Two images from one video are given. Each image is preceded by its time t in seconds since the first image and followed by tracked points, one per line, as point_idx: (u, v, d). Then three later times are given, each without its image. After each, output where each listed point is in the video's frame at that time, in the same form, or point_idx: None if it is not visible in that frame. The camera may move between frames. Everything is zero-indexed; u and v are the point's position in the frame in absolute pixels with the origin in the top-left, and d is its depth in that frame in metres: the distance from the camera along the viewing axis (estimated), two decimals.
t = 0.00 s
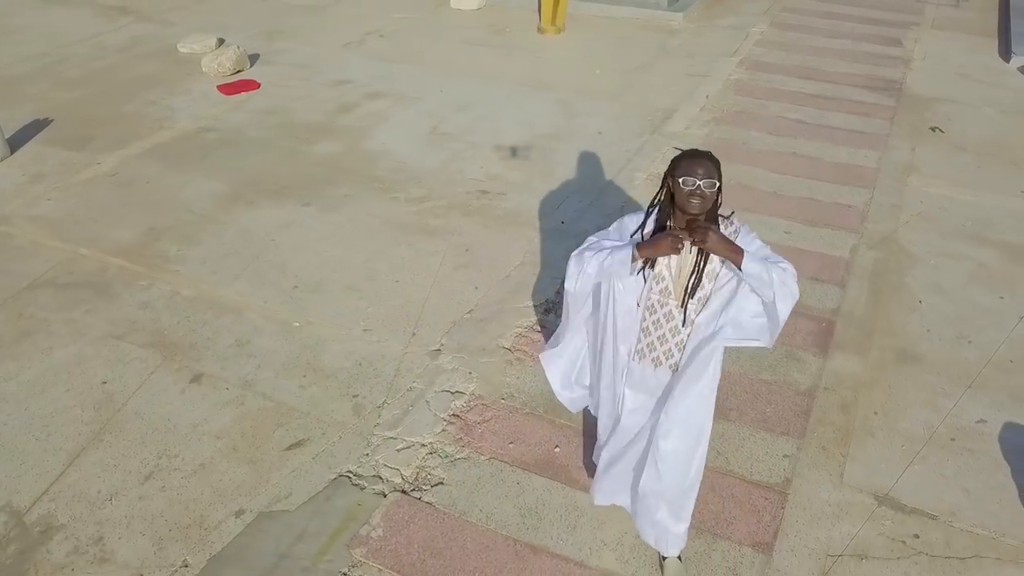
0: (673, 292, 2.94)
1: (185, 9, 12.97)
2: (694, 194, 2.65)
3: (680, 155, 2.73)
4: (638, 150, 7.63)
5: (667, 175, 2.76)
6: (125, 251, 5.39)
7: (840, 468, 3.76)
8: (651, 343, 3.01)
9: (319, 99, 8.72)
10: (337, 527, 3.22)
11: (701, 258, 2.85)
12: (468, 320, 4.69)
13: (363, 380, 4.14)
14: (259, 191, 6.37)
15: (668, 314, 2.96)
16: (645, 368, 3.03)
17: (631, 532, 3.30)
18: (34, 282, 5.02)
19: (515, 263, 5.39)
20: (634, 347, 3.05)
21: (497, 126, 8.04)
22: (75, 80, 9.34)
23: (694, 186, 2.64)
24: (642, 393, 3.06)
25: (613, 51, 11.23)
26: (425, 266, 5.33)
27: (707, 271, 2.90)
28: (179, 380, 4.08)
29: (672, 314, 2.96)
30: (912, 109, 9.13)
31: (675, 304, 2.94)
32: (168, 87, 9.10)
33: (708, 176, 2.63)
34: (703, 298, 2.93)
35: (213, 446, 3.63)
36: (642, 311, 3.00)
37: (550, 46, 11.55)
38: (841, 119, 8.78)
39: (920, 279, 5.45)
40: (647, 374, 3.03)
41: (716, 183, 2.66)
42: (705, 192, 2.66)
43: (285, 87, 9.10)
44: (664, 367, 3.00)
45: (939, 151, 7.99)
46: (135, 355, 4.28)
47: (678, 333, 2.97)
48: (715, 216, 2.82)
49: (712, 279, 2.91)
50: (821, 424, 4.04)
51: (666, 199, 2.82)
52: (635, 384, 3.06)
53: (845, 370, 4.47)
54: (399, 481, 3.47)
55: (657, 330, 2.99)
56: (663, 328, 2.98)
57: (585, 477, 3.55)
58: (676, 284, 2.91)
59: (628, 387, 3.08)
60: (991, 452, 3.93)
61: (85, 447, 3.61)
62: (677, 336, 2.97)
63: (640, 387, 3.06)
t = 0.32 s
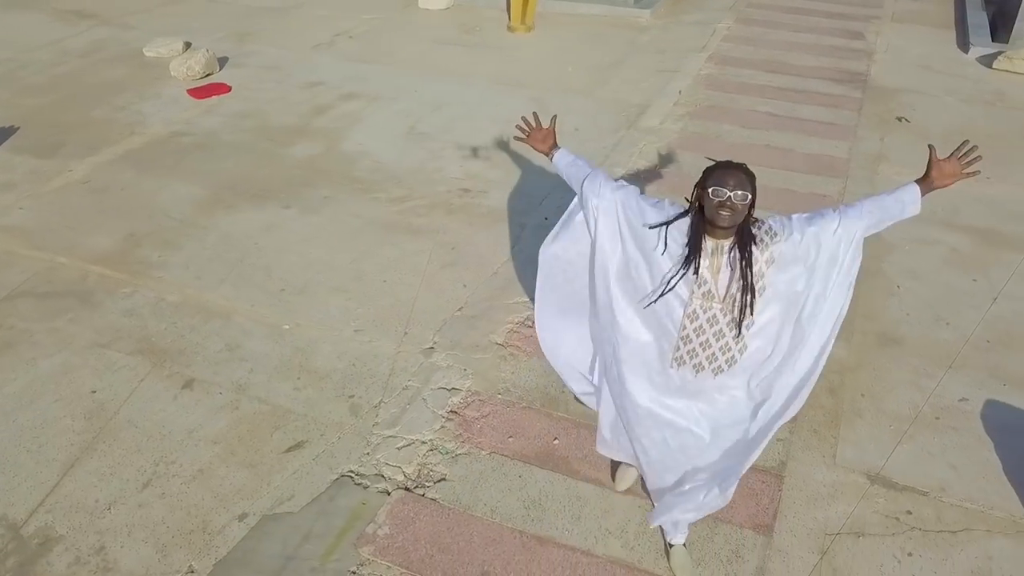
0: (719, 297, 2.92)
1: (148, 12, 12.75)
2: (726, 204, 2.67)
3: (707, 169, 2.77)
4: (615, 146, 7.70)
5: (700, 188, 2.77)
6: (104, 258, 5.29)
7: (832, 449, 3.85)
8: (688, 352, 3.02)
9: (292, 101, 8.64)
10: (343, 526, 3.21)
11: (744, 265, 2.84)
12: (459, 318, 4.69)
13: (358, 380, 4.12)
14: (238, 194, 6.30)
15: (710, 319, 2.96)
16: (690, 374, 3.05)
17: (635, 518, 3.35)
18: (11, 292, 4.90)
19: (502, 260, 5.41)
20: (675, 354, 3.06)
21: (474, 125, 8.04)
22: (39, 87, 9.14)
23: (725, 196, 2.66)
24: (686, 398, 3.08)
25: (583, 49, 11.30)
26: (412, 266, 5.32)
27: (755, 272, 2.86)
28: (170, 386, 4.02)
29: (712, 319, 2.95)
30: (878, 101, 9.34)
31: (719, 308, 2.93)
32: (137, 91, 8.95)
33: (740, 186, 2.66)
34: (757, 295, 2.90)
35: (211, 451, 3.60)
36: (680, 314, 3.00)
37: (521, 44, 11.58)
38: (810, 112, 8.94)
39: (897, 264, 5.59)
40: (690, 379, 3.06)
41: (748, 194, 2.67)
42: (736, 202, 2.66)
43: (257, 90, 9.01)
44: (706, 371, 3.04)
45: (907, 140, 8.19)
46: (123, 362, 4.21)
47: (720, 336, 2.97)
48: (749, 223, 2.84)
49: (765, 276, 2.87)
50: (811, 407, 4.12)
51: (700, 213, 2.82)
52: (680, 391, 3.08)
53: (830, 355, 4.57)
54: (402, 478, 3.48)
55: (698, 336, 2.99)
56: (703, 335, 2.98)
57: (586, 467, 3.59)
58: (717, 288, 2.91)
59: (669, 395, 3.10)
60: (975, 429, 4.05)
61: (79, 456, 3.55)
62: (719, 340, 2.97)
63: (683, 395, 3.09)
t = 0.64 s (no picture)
0: (727, 296, 2.71)
1: (103, 17, 12.47)
2: (736, 195, 2.52)
3: (717, 164, 2.64)
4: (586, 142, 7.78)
5: (709, 183, 2.62)
6: (77, 266, 5.19)
7: (816, 428, 3.96)
8: (694, 357, 2.82)
9: (259, 104, 8.54)
10: (344, 524, 3.22)
11: (750, 262, 2.64)
12: (444, 314, 4.71)
13: (347, 379, 4.12)
14: (211, 198, 6.22)
15: (717, 318, 2.74)
16: (694, 381, 2.84)
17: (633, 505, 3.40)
18: None
19: (482, 256, 5.43)
20: (680, 359, 2.86)
21: (445, 123, 8.05)
22: None
23: (735, 186, 2.52)
24: (691, 407, 2.87)
25: (548, 46, 11.37)
26: (393, 263, 5.32)
27: (761, 272, 2.66)
28: (156, 392, 3.97)
29: (719, 320, 2.74)
30: (837, 91, 9.58)
31: (726, 306, 2.72)
32: (97, 98, 8.76)
33: (751, 178, 2.52)
34: (765, 296, 2.70)
35: (203, 455, 3.57)
36: (686, 316, 2.81)
37: (486, 43, 11.61)
38: (773, 103, 9.13)
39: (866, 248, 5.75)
40: (696, 387, 2.84)
41: (760, 187, 2.54)
42: (748, 193, 2.52)
43: (222, 93, 8.89)
44: (713, 377, 2.80)
45: (867, 129, 8.42)
46: (105, 370, 4.13)
47: (728, 340, 2.76)
48: (759, 218, 2.65)
49: (770, 276, 2.67)
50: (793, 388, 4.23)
51: (707, 208, 2.65)
52: (684, 399, 2.88)
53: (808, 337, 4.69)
54: (399, 473, 3.49)
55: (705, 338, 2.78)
56: (709, 339, 2.77)
57: (581, 456, 3.64)
58: (725, 287, 2.70)
59: (675, 403, 2.91)
60: (949, 402, 4.20)
61: (67, 467, 3.49)
62: (726, 343, 2.76)
63: (691, 406, 2.87)
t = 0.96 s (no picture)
0: (716, 284, 2.82)
1: (50, 22, 12.13)
2: (722, 182, 2.62)
3: (702, 155, 2.74)
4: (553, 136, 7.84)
5: (694, 173, 2.73)
6: (45, 276, 5.06)
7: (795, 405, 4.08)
8: (686, 344, 2.91)
9: (221, 106, 8.41)
10: (340, 519, 3.22)
11: (737, 250, 2.76)
12: (425, 310, 4.73)
13: (332, 377, 4.11)
14: (178, 202, 6.12)
15: (707, 304, 2.84)
16: (688, 367, 2.93)
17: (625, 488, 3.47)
18: None
19: (459, 251, 5.46)
20: (673, 347, 2.94)
21: (411, 122, 8.04)
22: None
23: (721, 174, 2.62)
24: (686, 393, 2.96)
25: (508, 43, 11.42)
26: (370, 261, 5.31)
27: (748, 258, 2.78)
28: (138, 398, 3.91)
29: (709, 306, 2.84)
30: (793, 81, 9.82)
31: (716, 294, 2.83)
32: (52, 105, 8.54)
33: (735, 165, 2.63)
34: (752, 282, 2.81)
35: (192, 459, 3.54)
36: (677, 305, 2.90)
37: (447, 41, 11.60)
38: (733, 94, 9.32)
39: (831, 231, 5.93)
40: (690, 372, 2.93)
41: (744, 173, 2.64)
42: (732, 180, 2.62)
43: (182, 97, 8.73)
44: (705, 362, 2.90)
45: (824, 118, 8.65)
46: (83, 378, 4.06)
47: (718, 325, 2.86)
48: (745, 206, 2.76)
49: (757, 262, 2.79)
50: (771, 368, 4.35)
51: (693, 197, 2.76)
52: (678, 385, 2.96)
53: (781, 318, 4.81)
54: (392, 467, 3.50)
55: (698, 326, 2.88)
56: (700, 325, 2.87)
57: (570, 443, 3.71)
58: (714, 276, 2.81)
59: (670, 390, 2.99)
60: (918, 376, 4.37)
61: (52, 477, 3.43)
62: (717, 329, 2.86)
63: (684, 392, 2.97)
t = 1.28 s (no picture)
0: (702, 270, 2.89)
1: None
2: (703, 170, 2.68)
3: (681, 145, 2.81)
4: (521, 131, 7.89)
5: (675, 163, 2.80)
6: (14, 287, 4.94)
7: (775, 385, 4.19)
8: (675, 330, 2.97)
9: (183, 111, 8.26)
10: (340, 517, 3.24)
11: (721, 236, 2.84)
12: (407, 308, 4.74)
13: (320, 377, 4.11)
14: (147, 208, 6.01)
15: (695, 290, 2.92)
16: (678, 351, 3.00)
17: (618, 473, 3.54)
18: None
19: (437, 248, 5.47)
20: (662, 333, 3.01)
21: (378, 121, 8.02)
22: None
23: (702, 163, 2.69)
24: (678, 376, 3.03)
25: (469, 42, 11.44)
26: (348, 261, 5.29)
27: (732, 243, 2.86)
28: (123, 406, 3.86)
29: (696, 292, 2.92)
30: (750, 73, 10.03)
31: (703, 281, 2.90)
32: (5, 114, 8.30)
33: (715, 154, 2.69)
34: (737, 265, 2.90)
35: (184, 464, 3.51)
36: (664, 292, 2.96)
37: (407, 41, 11.56)
38: (693, 87, 9.49)
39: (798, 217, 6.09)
40: (680, 356, 3.00)
41: (723, 161, 2.71)
42: (713, 168, 2.69)
43: (141, 102, 8.56)
44: (695, 345, 2.98)
45: (783, 108, 8.87)
46: (64, 390, 3.98)
47: (706, 309, 2.94)
48: (726, 193, 2.85)
49: (741, 246, 2.87)
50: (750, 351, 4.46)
51: (676, 186, 2.83)
52: (670, 369, 3.03)
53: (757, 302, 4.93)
54: (387, 463, 3.52)
55: (687, 311, 2.95)
56: (689, 311, 2.94)
57: (561, 431, 3.77)
58: (700, 263, 2.89)
59: (661, 374, 3.06)
60: (889, 352, 4.54)
61: (40, 489, 3.37)
62: (705, 313, 2.94)
63: (675, 376, 3.04)
